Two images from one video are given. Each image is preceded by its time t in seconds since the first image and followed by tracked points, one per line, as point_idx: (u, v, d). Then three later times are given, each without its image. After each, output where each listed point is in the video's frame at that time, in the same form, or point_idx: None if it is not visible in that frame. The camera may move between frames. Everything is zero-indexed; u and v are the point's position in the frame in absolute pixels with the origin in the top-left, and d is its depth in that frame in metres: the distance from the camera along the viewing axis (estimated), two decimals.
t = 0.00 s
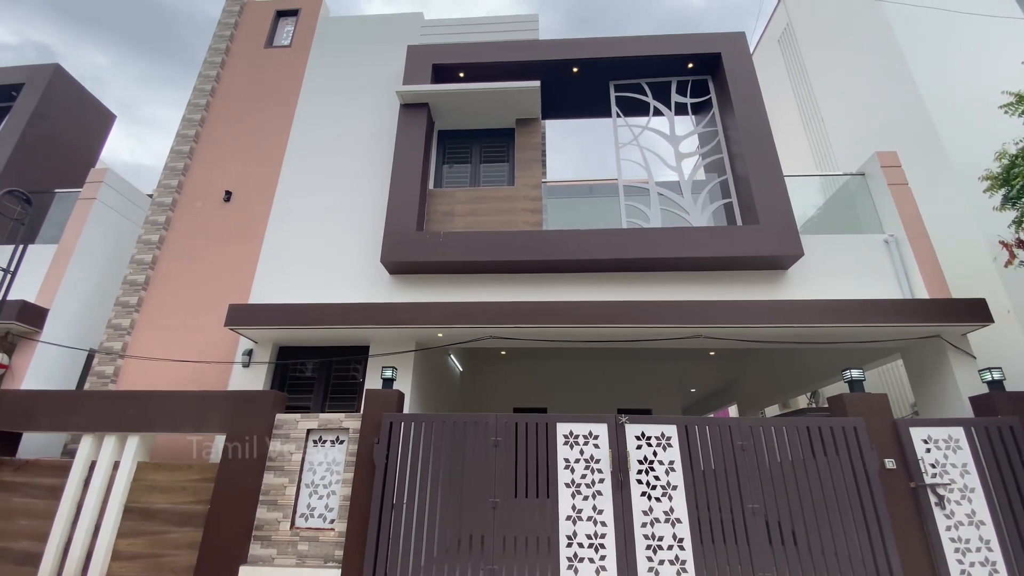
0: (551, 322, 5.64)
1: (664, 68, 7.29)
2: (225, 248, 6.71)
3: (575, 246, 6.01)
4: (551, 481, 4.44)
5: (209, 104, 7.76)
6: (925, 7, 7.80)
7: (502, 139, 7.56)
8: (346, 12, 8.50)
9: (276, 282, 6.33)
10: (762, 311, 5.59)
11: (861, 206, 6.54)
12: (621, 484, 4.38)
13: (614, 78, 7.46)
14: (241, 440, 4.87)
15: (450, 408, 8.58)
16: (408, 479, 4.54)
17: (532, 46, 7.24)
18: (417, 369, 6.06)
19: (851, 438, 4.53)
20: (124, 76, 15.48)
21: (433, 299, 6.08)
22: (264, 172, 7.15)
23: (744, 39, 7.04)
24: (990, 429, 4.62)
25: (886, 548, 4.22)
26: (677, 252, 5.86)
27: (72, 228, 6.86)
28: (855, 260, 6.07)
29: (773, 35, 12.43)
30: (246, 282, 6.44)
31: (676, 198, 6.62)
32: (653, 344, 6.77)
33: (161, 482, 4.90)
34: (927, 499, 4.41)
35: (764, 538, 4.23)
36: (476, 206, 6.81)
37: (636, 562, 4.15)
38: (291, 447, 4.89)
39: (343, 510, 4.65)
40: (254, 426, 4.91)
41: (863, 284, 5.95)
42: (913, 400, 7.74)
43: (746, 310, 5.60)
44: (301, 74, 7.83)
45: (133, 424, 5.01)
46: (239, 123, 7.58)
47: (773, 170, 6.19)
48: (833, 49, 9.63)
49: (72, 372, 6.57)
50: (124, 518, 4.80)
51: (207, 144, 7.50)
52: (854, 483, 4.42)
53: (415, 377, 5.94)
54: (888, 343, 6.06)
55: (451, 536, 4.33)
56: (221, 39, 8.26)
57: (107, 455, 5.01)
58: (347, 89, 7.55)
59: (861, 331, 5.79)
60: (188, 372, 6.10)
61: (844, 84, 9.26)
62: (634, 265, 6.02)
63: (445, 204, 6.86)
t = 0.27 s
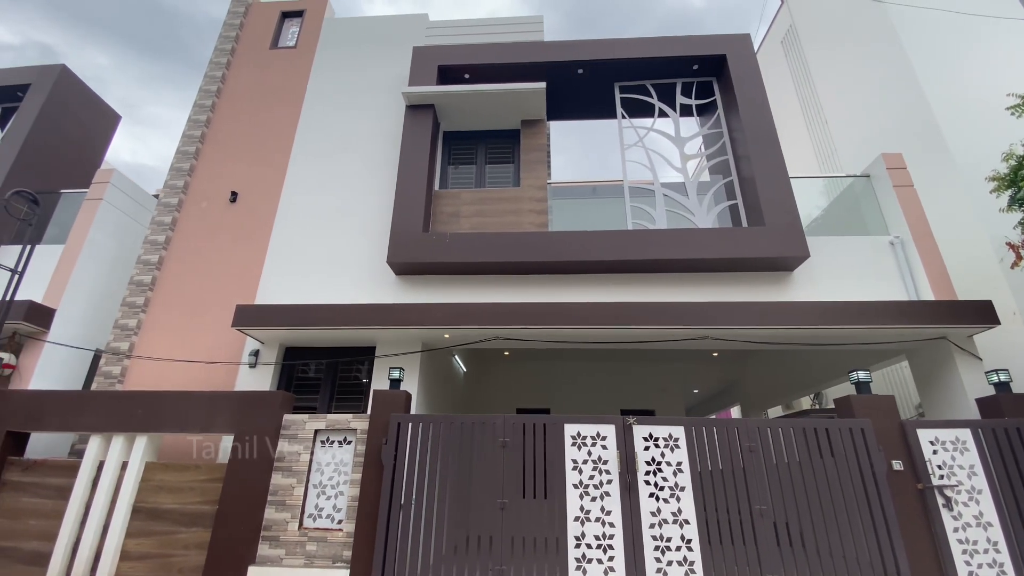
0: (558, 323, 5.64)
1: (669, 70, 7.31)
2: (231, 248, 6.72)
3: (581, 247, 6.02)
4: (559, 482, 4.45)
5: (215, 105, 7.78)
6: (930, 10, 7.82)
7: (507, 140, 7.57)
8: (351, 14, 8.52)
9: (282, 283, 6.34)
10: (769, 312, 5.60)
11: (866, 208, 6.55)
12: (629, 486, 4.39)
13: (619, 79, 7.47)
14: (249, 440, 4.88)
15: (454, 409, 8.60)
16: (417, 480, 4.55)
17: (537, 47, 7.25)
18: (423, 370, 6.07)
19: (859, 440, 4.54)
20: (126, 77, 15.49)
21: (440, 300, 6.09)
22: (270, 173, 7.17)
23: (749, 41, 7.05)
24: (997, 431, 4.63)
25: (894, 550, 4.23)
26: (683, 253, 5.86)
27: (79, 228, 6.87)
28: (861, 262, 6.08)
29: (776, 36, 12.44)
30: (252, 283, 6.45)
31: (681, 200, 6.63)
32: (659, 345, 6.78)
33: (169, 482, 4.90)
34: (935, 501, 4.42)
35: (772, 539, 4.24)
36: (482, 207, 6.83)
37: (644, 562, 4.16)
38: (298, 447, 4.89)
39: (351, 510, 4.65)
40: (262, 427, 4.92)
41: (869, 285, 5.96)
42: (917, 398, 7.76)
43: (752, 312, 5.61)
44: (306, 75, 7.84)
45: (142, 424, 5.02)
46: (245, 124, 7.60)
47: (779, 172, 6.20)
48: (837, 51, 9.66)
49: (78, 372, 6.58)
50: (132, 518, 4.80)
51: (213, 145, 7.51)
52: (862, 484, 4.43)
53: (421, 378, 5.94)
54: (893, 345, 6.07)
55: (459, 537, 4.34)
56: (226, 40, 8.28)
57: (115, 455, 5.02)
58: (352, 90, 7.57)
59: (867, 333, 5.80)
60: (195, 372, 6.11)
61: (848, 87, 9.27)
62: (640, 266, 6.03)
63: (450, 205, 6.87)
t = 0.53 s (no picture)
0: (565, 325, 5.66)
1: (674, 72, 7.33)
2: (237, 249, 6.73)
3: (587, 248, 6.04)
4: (567, 483, 4.46)
5: (220, 106, 7.78)
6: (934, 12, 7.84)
7: (512, 142, 7.59)
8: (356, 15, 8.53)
9: (289, 284, 6.35)
10: (774, 314, 5.62)
11: (871, 210, 6.58)
12: (638, 487, 4.41)
13: (624, 81, 7.49)
14: (258, 441, 4.89)
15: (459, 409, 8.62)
16: (425, 481, 4.56)
17: (543, 49, 7.26)
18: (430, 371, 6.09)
19: (866, 442, 4.56)
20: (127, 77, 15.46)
21: (446, 301, 6.11)
22: (276, 174, 7.18)
23: (754, 43, 7.07)
24: (1003, 433, 4.65)
25: (901, 551, 4.26)
26: (689, 255, 5.88)
27: (85, 229, 6.88)
28: (866, 264, 6.10)
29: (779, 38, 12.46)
30: (258, 284, 6.46)
31: (687, 202, 6.65)
32: (664, 346, 6.80)
33: (178, 483, 4.92)
34: (941, 502, 4.44)
35: (780, 540, 4.26)
36: (488, 208, 6.84)
37: (653, 563, 4.18)
38: (307, 448, 4.91)
39: (360, 511, 4.66)
40: (271, 427, 4.93)
41: (874, 287, 5.99)
42: (923, 401, 7.77)
43: (758, 313, 5.63)
44: (312, 77, 7.85)
45: (150, 425, 5.03)
46: (251, 125, 7.61)
47: (785, 174, 6.22)
48: (840, 53, 9.69)
49: (84, 372, 6.60)
50: (140, 519, 4.81)
51: (218, 146, 7.52)
52: (869, 485, 4.45)
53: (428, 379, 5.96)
54: (899, 347, 6.09)
55: (468, 538, 4.35)
56: (231, 41, 8.29)
57: (123, 456, 5.02)
58: (358, 92, 7.58)
59: (872, 334, 5.83)
60: (202, 373, 6.13)
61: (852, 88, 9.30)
62: (647, 267, 6.04)
63: (456, 207, 6.89)
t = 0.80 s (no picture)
0: (571, 325, 5.66)
1: (678, 74, 7.35)
2: (243, 250, 6.73)
3: (593, 249, 6.04)
4: (575, 484, 4.47)
5: (225, 106, 7.78)
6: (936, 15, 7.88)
7: (517, 143, 7.60)
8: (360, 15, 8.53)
9: (294, 284, 6.36)
10: (780, 315, 5.64)
11: (875, 212, 6.60)
12: (646, 488, 4.42)
13: (628, 82, 7.51)
14: (265, 441, 4.89)
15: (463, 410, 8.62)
16: (433, 482, 4.56)
17: (548, 50, 7.27)
18: (435, 372, 6.10)
19: (872, 442, 4.58)
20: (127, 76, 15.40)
21: (452, 302, 6.11)
22: (281, 175, 7.18)
23: (759, 45, 7.09)
24: (1008, 434, 4.67)
25: (908, 551, 4.27)
26: (695, 256, 5.89)
27: (89, 229, 6.86)
28: (870, 266, 6.12)
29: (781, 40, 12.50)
30: (264, 285, 6.47)
31: (692, 203, 6.66)
32: (669, 347, 6.81)
33: (185, 483, 4.91)
34: (947, 502, 4.46)
35: (787, 541, 4.27)
36: (493, 209, 6.85)
37: (661, 564, 4.19)
38: (314, 448, 4.91)
39: (368, 511, 4.66)
40: (278, 428, 4.93)
41: (879, 288, 6.01)
42: (926, 401, 7.79)
43: (764, 314, 5.65)
44: (317, 77, 7.86)
45: (157, 425, 5.03)
46: (255, 126, 7.61)
47: (790, 176, 6.24)
48: (843, 55, 9.74)
49: (88, 372, 6.60)
50: (147, 519, 4.81)
51: (223, 146, 7.52)
52: (876, 486, 4.47)
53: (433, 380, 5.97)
54: (903, 348, 6.12)
55: (476, 539, 4.35)
56: (236, 41, 8.29)
57: (130, 456, 5.01)
58: (363, 92, 7.58)
59: (877, 336, 5.86)
60: (208, 373, 6.14)
61: (855, 90, 9.35)
62: (652, 268, 6.05)
63: (461, 208, 6.90)
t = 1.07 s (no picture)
0: (577, 326, 5.67)
1: (682, 75, 7.37)
2: (247, 250, 6.72)
3: (598, 250, 6.05)
4: (582, 484, 4.47)
5: (228, 106, 7.77)
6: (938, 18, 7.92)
7: (521, 143, 7.60)
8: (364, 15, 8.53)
9: (299, 284, 6.35)
10: (785, 316, 5.65)
11: (879, 213, 6.63)
12: (652, 488, 4.43)
13: (633, 83, 7.52)
14: (271, 442, 4.89)
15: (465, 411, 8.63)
16: (439, 482, 4.56)
17: (552, 51, 7.28)
18: (440, 372, 6.10)
19: (878, 443, 4.59)
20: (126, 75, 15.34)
21: (457, 302, 6.11)
22: (285, 175, 7.18)
23: (763, 46, 7.11)
24: (1013, 435, 4.69)
25: (914, 552, 4.29)
26: (700, 257, 5.91)
27: (92, 228, 6.85)
28: (874, 267, 6.14)
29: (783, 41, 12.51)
30: (269, 285, 6.47)
31: (696, 204, 6.68)
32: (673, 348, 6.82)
33: (190, 483, 4.90)
34: (953, 503, 4.47)
35: (794, 542, 4.27)
36: (497, 209, 6.86)
37: (668, 564, 4.20)
38: (320, 448, 4.91)
39: (374, 512, 4.65)
40: (284, 428, 4.93)
41: (882, 289, 6.03)
42: (930, 401, 7.84)
43: (768, 315, 5.66)
44: (320, 77, 7.86)
45: (162, 425, 5.02)
46: (259, 126, 7.61)
47: (794, 177, 6.26)
48: (845, 57, 9.77)
49: (92, 372, 6.60)
50: (152, 519, 4.80)
51: (227, 146, 7.51)
52: (882, 487, 4.48)
53: (438, 380, 5.97)
54: (907, 349, 6.14)
55: (483, 540, 4.35)
56: (239, 40, 8.28)
57: (135, 456, 5.00)
58: (367, 92, 7.59)
59: (881, 337, 5.88)
60: (213, 373, 6.13)
61: (857, 91, 9.39)
62: (657, 269, 6.06)
63: (466, 208, 6.90)
